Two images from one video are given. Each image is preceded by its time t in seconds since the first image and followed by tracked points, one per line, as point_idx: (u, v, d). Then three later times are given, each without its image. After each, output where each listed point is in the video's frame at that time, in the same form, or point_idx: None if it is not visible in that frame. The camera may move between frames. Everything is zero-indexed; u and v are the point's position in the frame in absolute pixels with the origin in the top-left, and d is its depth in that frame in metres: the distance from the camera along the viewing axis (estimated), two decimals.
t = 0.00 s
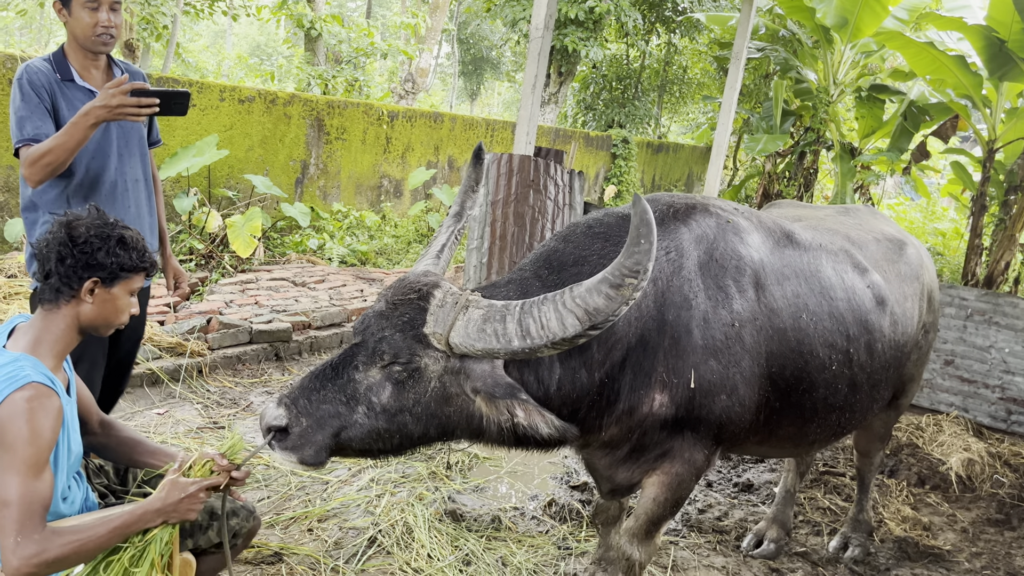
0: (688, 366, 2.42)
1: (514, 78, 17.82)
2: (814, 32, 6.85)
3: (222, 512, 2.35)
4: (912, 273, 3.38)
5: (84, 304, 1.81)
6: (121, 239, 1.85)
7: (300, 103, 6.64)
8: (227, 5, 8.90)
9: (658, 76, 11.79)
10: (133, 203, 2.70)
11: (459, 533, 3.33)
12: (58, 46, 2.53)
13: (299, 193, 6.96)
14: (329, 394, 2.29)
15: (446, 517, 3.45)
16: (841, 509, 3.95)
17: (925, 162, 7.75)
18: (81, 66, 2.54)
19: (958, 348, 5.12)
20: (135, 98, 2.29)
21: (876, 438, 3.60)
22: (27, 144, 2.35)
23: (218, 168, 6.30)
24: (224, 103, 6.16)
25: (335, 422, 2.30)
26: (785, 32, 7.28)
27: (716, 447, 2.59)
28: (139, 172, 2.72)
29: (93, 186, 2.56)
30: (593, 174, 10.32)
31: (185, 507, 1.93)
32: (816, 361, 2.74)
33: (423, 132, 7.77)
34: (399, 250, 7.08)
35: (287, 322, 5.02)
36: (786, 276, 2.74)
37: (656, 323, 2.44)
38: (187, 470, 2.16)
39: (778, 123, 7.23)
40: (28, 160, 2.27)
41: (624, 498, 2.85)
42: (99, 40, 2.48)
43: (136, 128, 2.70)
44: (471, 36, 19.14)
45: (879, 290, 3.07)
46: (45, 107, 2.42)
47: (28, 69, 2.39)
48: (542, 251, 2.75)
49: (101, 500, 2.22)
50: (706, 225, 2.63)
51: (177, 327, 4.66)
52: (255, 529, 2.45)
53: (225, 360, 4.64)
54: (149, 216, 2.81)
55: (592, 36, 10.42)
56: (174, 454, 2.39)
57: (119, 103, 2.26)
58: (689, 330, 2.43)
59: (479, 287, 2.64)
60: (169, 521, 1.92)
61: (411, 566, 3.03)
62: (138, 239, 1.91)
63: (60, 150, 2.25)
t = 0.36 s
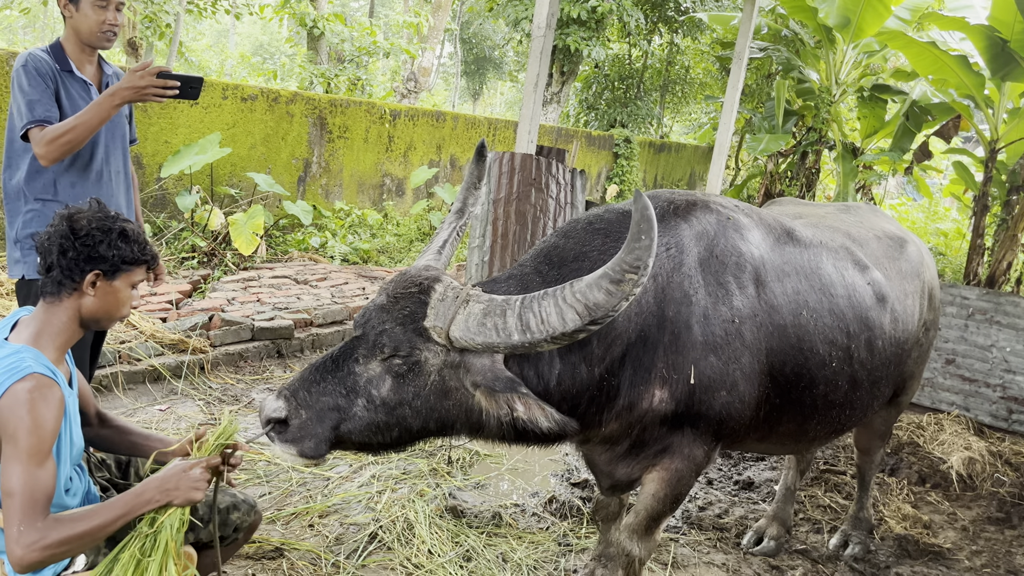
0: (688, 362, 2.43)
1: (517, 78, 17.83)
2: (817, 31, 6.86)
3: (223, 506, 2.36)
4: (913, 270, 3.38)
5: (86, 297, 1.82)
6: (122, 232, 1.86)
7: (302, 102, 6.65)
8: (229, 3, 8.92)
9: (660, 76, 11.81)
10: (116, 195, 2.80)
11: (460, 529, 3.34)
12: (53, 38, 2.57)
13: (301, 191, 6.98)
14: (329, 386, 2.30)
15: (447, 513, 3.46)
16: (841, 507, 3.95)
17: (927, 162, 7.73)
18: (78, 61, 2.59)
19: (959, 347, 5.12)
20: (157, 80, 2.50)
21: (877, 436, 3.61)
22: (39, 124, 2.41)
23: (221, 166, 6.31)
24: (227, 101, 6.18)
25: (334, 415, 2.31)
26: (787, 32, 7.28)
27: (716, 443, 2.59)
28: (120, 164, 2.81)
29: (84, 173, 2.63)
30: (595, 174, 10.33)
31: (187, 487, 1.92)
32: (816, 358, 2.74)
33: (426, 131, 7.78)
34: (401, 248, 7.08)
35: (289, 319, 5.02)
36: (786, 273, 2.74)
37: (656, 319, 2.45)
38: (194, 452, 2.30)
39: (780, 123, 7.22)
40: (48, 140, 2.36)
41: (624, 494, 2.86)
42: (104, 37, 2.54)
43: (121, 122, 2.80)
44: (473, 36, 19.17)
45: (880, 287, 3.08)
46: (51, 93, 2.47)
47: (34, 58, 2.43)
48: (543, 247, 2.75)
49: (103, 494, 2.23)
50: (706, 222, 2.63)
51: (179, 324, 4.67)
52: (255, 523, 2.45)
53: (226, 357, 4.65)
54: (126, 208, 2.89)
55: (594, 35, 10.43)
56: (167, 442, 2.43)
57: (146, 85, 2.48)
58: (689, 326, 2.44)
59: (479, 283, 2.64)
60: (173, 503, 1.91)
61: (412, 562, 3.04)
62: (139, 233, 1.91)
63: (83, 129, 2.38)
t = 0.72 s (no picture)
0: (688, 368, 2.44)
1: (517, 84, 17.87)
2: (817, 37, 6.89)
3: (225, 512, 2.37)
4: (912, 277, 3.40)
5: (79, 299, 1.83)
6: (111, 232, 1.87)
7: (304, 108, 6.68)
8: (231, 9, 8.96)
9: (661, 81, 11.84)
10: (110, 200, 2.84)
11: (461, 535, 3.35)
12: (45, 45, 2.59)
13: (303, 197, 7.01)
14: (329, 388, 2.31)
15: (448, 519, 3.47)
16: (841, 513, 3.95)
17: (927, 167, 7.75)
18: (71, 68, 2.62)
19: (959, 353, 5.13)
20: (174, 84, 2.64)
21: (877, 441, 3.62)
22: (52, 127, 2.44)
23: (223, 172, 6.34)
24: (229, 107, 6.21)
25: (333, 417, 2.32)
26: (787, 38, 7.30)
27: (716, 449, 2.60)
28: (110, 170, 2.85)
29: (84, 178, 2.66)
30: (596, 179, 10.34)
31: (211, 488, 1.88)
32: (815, 365, 2.75)
33: (426, 137, 7.81)
34: (403, 254, 7.10)
35: (290, 325, 5.03)
36: (785, 280, 2.75)
37: (656, 326, 2.46)
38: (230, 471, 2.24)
39: (781, 128, 7.23)
40: (66, 141, 2.40)
41: (624, 500, 2.87)
42: (100, 44, 2.59)
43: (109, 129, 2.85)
44: (474, 41, 19.24)
45: (879, 293, 3.09)
46: (55, 97, 2.51)
47: (36, 64, 2.47)
48: (543, 253, 2.77)
49: (106, 500, 2.24)
50: (706, 229, 2.65)
51: (181, 330, 4.68)
52: (257, 529, 2.46)
53: (228, 363, 4.66)
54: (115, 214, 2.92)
55: (595, 41, 10.46)
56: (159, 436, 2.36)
57: (166, 89, 2.62)
58: (689, 333, 2.45)
59: (480, 289, 2.67)
60: (199, 502, 1.86)
61: (413, 568, 3.05)
62: (129, 233, 1.91)
63: (102, 129, 2.44)
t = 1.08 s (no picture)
0: (691, 376, 2.45)
1: (519, 91, 17.92)
2: (818, 45, 6.92)
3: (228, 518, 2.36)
4: (914, 284, 3.41)
5: (64, 296, 1.83)
6: (84, 226, 1.86)
7: (307, 115, 6.71)
8: (235, 17, 9.02)
9: (662, 89, 11.88)
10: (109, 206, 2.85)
11: (464, 542, 3.35)
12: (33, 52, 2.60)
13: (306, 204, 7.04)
14: (330, 384, 2.35)
15: (451, 526, 3.47)
16: (844, 520, 3.95)
17: (929, 175, 7.75)
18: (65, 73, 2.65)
19: (961, 360, 5.13)
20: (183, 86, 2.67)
21: (879, 448, 3.62)
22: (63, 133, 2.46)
23: (226, 179, 6.37)
24: (232, 115, 6.24)
25: (331, 413, 2.36)
26: (788, 46, 7.31)
27: (719, 456, 2.61)
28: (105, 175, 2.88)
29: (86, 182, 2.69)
30: (598, 185, 10.36)
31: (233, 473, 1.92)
32: (817, 372, 2.76)
33: (429, 144, 7.84)
34: (405, 260, 7.10)
35: (293, 332, 5.04)
36: (788, 287, 2.77)
37: (659, 334, 2.47)
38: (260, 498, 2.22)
39: (782, 135, 7.24)
40: (82, 148, 2.44)
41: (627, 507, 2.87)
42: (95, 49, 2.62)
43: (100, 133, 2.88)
44: (476, 49, 19.32)
45: (881, 301, 3.10)
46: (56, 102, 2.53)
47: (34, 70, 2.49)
48: (547, 261, 2.78)
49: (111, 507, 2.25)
50: (709, 237, 2.66)
51: (185, 336, 4.68)
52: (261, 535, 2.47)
53: (231, 370, 4.67)
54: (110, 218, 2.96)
55: (597, 49, 10.51)
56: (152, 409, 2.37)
57: (176, 90, 2.65)
58: (692, 340, 2.46)
59: (485, 296, 2.67)
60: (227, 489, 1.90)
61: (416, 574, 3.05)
62: (101, 225, 1.91)
63: (116, 135, 2.49)
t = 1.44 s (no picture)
0: (696, 379, 2.45)
1: (523, 95, 17.95)
2: (821, 48, 6.93)
3: (233, 520, 2.36)
4: (919, 288, 3.40)
5: (51, 293, 1.82)
6: (59, 221, 1.82)
7: (311, 119, 6.74)
8: (240, 22, 9.06)
9: (665, 93, 11.91)
10: (105, 209, 2.87)
11: (467, 546, 3.35)
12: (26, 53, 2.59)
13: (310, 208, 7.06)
14: (332, 366, 2.32)
15: (455, 530, 3.47)
16: (849, 524, 3.94)
17: (933, 179, 7.74)
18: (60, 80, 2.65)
19: (966, 364, 5.12)
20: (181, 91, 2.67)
21: (884, 453, 3.62)
22: (62, 143, 2.48)
23: (230, 183, 6.39)
24: (237, 118, 6.27)
25: (330, 396, 2.31)
26: (792, 50, 7.28)
27: (723, 460, 2.61)
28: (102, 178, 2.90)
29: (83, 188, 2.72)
30: (601, 190, 10.37)
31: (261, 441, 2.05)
32: (822, 377, 2.76)
33: (433, 148, 7.86)
34: (409, 264, 7.10)
35: (297, 335, 5.04)
36: (793, 292, 2.77)
37: (664, 337, 2.47)
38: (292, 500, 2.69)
39: (786, 140, 7.24)
40: (84, 158, 2.46)
41: (631, 511, 2.87)
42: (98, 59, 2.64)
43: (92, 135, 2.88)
44: (479, 53, 19.38)
45: (886, 306, 3.10)
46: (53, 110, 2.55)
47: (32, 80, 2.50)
48: (552, 263, 2.78)
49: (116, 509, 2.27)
50: (714, 241, 2.66)
51: (189, 340, 4.72)
52: (265, 537, 2.47)
53: (235, 373, 4.68)
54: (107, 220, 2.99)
55: (601, 53, 10.53)
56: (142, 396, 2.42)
57: (175, 96, 2.66)
58: (697, 344, 2.46)
59: (492, 298, 2.69)
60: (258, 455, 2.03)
61: None
62: (77, 217, 1.88)
63: (116, 143, 2.51)
